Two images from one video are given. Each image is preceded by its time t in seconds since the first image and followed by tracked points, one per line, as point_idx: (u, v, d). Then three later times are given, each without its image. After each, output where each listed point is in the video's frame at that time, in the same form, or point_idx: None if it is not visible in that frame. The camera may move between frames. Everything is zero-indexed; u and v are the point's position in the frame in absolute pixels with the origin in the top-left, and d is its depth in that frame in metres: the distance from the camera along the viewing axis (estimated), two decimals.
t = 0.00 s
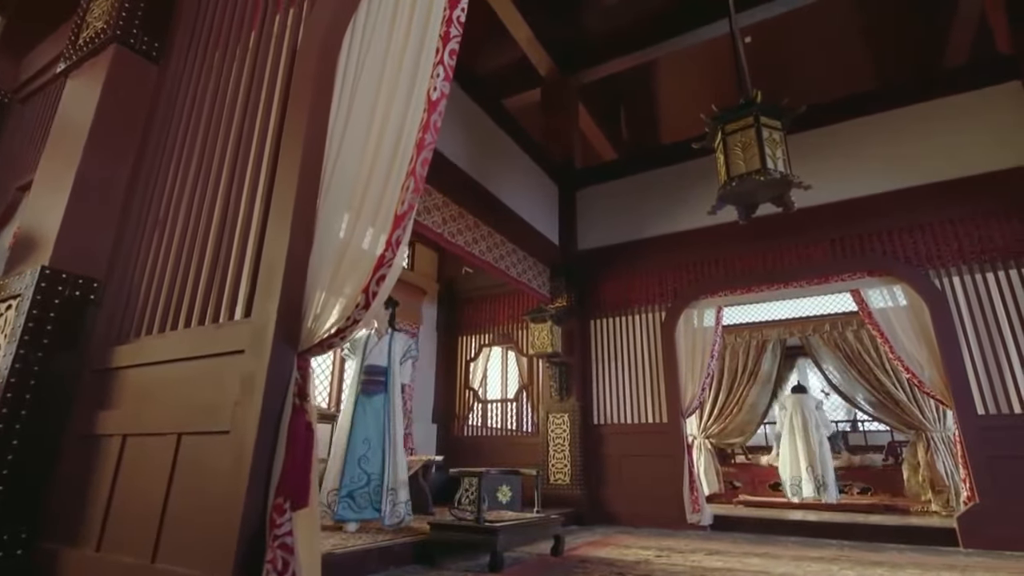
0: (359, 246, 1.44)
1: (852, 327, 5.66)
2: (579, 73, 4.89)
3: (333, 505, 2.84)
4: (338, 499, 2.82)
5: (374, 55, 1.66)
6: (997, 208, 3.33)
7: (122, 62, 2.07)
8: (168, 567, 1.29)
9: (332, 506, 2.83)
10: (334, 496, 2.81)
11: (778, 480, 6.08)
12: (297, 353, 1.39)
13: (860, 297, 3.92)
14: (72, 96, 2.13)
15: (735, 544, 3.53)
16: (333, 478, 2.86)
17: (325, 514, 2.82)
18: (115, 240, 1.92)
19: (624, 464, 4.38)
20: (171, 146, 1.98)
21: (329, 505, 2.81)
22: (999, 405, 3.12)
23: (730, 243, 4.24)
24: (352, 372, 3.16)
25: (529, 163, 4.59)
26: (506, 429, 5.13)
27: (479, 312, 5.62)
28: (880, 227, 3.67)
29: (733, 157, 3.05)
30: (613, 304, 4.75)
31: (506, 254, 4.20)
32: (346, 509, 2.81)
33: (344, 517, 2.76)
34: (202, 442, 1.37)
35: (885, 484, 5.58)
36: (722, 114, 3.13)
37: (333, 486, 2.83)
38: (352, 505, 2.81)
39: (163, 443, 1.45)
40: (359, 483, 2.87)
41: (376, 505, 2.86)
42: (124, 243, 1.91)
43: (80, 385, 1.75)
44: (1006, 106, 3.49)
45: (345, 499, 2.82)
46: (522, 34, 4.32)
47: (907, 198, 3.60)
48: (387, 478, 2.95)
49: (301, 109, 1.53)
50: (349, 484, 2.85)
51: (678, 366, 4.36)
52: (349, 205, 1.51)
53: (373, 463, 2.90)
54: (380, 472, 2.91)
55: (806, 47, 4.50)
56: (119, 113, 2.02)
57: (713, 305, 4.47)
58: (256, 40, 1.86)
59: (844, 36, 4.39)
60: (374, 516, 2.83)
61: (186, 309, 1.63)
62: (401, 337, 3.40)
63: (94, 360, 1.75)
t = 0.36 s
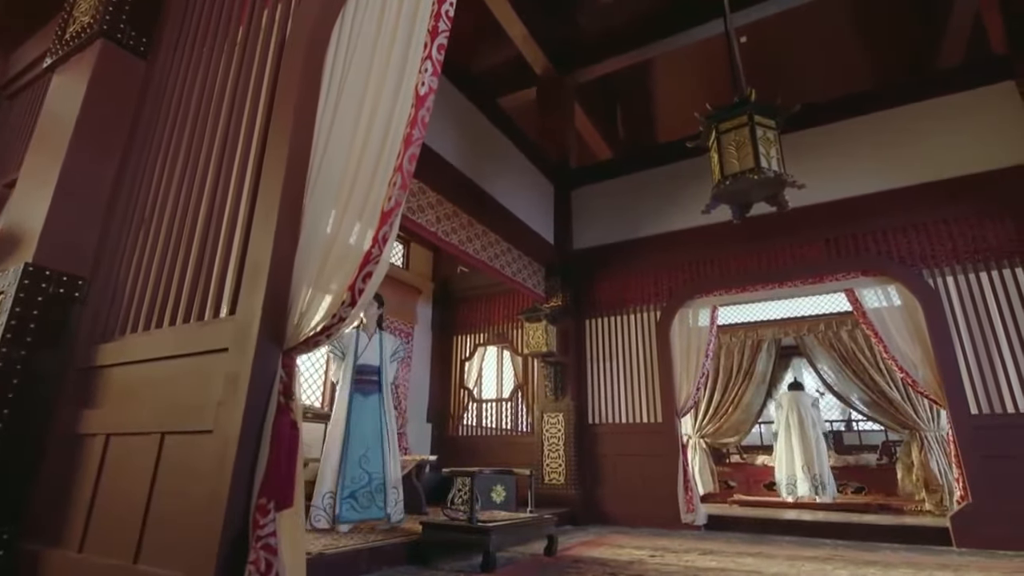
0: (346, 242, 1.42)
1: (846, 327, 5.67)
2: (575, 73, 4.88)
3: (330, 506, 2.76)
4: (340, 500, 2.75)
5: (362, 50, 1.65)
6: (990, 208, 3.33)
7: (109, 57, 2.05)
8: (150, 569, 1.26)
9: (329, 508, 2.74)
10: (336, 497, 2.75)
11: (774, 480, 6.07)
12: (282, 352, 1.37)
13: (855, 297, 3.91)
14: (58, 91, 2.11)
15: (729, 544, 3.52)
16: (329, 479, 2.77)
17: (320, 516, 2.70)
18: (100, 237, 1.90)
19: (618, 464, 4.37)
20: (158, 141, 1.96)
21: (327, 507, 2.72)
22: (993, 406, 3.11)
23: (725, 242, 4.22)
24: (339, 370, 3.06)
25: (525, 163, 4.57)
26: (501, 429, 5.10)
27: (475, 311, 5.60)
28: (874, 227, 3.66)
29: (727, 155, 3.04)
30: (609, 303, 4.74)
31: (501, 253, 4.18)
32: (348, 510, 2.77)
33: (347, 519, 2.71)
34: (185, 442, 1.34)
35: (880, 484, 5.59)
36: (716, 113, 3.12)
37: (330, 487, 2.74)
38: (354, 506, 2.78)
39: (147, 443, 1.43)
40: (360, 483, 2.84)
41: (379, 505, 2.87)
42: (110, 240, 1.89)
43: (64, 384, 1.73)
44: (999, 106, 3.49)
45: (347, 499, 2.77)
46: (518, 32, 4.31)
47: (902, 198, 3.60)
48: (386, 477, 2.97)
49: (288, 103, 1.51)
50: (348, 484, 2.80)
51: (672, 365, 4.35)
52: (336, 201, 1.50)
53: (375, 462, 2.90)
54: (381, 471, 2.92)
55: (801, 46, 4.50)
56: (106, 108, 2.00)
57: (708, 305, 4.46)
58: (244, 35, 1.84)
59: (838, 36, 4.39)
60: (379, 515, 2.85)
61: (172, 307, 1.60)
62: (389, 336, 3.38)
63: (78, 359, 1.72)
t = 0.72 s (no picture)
0: (333, 239, 1.41)
1: (843, 326, 5.63)
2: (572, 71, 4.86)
3: (340, 506, 2.69)
4: (356, 500, 2.79)
5: (352, 45, 1.63)
6: (987, 207, 3.32)
7: (98, 52, 2.03)
8: (134, 570, 1.25)
9: (340, 509, 2.68)
10: (351, 497, 2.77)
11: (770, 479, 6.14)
12: (269, 350, 1.35)
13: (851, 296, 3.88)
14: (47, 87, 2.09)
15: (725, 543, 3.51)
16: (339, 480, 2.73)
17: (333, 518, 2.64)
18: (88, 233, 1.88)
19: (615, 463, 4.36)
20: (147, 137, 1.94)
21: (339, 508, 2.66)
22: (988, 405, 3.10)
23: (722, 241, 4.21)
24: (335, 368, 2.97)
25: (522, 162, 4.54)
26: (498, 428, 5.09)
27: (471, 310, 5.58)
28: (871, 226, 3.65)
29: (722, 154, 3.02)
30: (605, 302, 4.72)
31: (497, 252, 4.16)
32: (363, 509, 2.83)
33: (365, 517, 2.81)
34: (171, 441, 1.33)
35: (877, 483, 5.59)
36: (713, 111, 3.10)
37: (341, 487, 2.70)
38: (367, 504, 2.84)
39: (133, 441, 1.41)
40: (370, 481, 2.89)
41: (388, 501, 2.95)
42: (98, 236, 1.87)
43: (50, 383, 1.71)
44: (995, 105, 3.48)
45: (360, 499, 2.82)
46: (515, 30, 4.29)
47: (899, 197, 3.58)
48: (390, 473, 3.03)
49: (276, 99, 1.50)
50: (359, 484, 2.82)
51: (669, 365, 4.33)
52: (324, 197, 1.48)
53: (382, 461, 2.96)
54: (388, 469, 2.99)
55: (799, 44, 4.49)
56: (95, 104, 1.98)
57: (704, 304, 4.45)
58: (233, 29, 1.82)
59: (833, 35, 4.39)
60: (388, 512, 2.94)
61: (159, 304, 1.58)
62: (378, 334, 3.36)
63: (65, 358, 1.70)
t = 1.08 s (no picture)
0: (322, 235, 1.40)
1: (840, 326, 5.60)
2: (569, 70, 4.84)
3: (351, 505, 2.76)
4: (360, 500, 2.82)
5: (341, 40, 1.63)
6: (984, 206, 3.31)
7: (87, 47, 2.01)
8: (118, 572, 1.23)
9: (350, 506, 2.74)
10: (357, 497, 2.81)
11: (768, 477, 6.13)
12: (256, 348, 1.34)
13: (848, 295, 3.87)
14: (35, 82, 2.07)
15: (722, 543, 3.49)
16: (350, 478, 2.78)
17: (344, 516, 2.69)
18: (77, 230, 1.86)
19: (611, 462, 4.35)
20: (137, 133, 1.92)
21: (351, 506, 2.73)
22: (985, 404, 3.09)
23: (718, 240, 4.20)
24: (345, 367, 2.95)
25: (519, 161, 4.52)
26: (495, 428, 5.07)
27: (469, 309, 5.56)
28: (868, 225, 3.64)
29: (719, 152, 3.01)
30: (602, 301, 4.71)
31: (494, 251, 4.14)
32: (365, 509, 2.86)
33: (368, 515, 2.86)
34: (157, 440, 1.31)
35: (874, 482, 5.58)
36: (709, 109, 3.09)
37: (353, 485, 2.76)
38: (369, 502, 2.89)
39: (119, 440, 1.39)
40: (367, 481, 2.90)
41: (376, 503, 2.94)
42: (87, 233, 1.85)
43: (37, 381, 1.69)
44: (992, 104, 3.47)
45: (360, 498, 2.85)
46: (513, 29, 4.27)
47: (896, 196, 3.57)
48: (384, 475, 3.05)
49: (265, 92, 1.48)
50: (362, 481, 2.85)
51: (666, 364, 4.32)
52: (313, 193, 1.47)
53: (378, 461, 2.96)
54: (383, 470, 3.01)
55: (796, 42, 4.48)
56: (84, 99, 1.96)
57: (701, 303, 4.43)
58: (223, 24, 1.81)
59: (831, 33, 4.37)
60: (377, 513, 2.91)
61: (147, 301, 1.56)
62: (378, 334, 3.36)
63: (52, 356, 1.68)
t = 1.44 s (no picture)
0: (310, 231, 1.39)
1: (838, 325, 5.62)
2: (567, 69, 4.83)
3: (365, 502, 2.82)
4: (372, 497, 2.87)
5: (332, 35, 1.62)
6: (981, 204, 3.30)
7: (77, 43, 1.99)
8: (103, 572, 1.21)
9: (365, 503, 2.81)
10: (369, 494, 2.86)
11: (765, 477, 6.12)
12: (244, 345, 1.32)
13: (846, 294, 3.85)
14: (25, 79, 2.05)
15: (719, 543, 3.47)
16: (365, 475, 2.83)
17: (360, 513, 2.77)
18: (66, 228, 1.84)
19: (608, 462, 4.34)
20: (127, 129, 1.91)
21: (366, 504, 2.81)
22: (982, 403, 3.09)
23: (716, 239, 4.18)
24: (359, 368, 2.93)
25: (517, 160, 4.50)
26: (492, 426, 5.05)
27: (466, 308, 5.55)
28: (865, 224, 3.63)
29: (715, 150, 3.00)
30: (599, 300, 4.70)
31: (491, 249, 4.12)
32: (376, 506, 2.90)
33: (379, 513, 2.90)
34: (143, 439, 1.30)
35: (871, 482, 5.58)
36: (705, 107, 3.07)
37: (368, 483, 2.83)
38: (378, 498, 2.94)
39: (105, 439, 1.38)
40: (375, 480, 2.92)
41: (382, 501, 2.96)
42: (77, 231, 1.84)
43: (26, 380, 1.67)
44: (989, 103, 3.46)
45: (371, 497, 2.88)
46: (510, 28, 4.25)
47: (894, 194, 3.56)
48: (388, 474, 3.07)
49: (255, 88, 1.47)
50: (372, 478, 2.90)
51: (664, 363, 4.30)
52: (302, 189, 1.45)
53: (384, 461, 2.97)
54: (389, 469, 3.04)
55: (794, 41, 4.47)
56: (73, 95, 1.94)
57: (698, 302, 4.42)
58: (213, 18, 1.80)
59: (828, 32, 4.36)
60: (382, 512, 2.93)
61: (134, 299, 1.55)
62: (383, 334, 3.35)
63: (41, 355, 1.66)
